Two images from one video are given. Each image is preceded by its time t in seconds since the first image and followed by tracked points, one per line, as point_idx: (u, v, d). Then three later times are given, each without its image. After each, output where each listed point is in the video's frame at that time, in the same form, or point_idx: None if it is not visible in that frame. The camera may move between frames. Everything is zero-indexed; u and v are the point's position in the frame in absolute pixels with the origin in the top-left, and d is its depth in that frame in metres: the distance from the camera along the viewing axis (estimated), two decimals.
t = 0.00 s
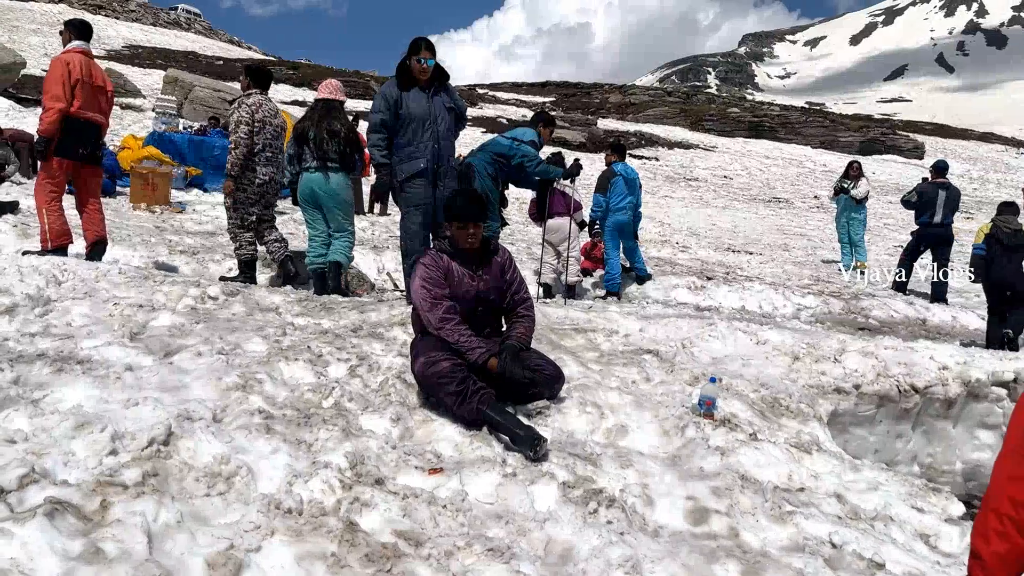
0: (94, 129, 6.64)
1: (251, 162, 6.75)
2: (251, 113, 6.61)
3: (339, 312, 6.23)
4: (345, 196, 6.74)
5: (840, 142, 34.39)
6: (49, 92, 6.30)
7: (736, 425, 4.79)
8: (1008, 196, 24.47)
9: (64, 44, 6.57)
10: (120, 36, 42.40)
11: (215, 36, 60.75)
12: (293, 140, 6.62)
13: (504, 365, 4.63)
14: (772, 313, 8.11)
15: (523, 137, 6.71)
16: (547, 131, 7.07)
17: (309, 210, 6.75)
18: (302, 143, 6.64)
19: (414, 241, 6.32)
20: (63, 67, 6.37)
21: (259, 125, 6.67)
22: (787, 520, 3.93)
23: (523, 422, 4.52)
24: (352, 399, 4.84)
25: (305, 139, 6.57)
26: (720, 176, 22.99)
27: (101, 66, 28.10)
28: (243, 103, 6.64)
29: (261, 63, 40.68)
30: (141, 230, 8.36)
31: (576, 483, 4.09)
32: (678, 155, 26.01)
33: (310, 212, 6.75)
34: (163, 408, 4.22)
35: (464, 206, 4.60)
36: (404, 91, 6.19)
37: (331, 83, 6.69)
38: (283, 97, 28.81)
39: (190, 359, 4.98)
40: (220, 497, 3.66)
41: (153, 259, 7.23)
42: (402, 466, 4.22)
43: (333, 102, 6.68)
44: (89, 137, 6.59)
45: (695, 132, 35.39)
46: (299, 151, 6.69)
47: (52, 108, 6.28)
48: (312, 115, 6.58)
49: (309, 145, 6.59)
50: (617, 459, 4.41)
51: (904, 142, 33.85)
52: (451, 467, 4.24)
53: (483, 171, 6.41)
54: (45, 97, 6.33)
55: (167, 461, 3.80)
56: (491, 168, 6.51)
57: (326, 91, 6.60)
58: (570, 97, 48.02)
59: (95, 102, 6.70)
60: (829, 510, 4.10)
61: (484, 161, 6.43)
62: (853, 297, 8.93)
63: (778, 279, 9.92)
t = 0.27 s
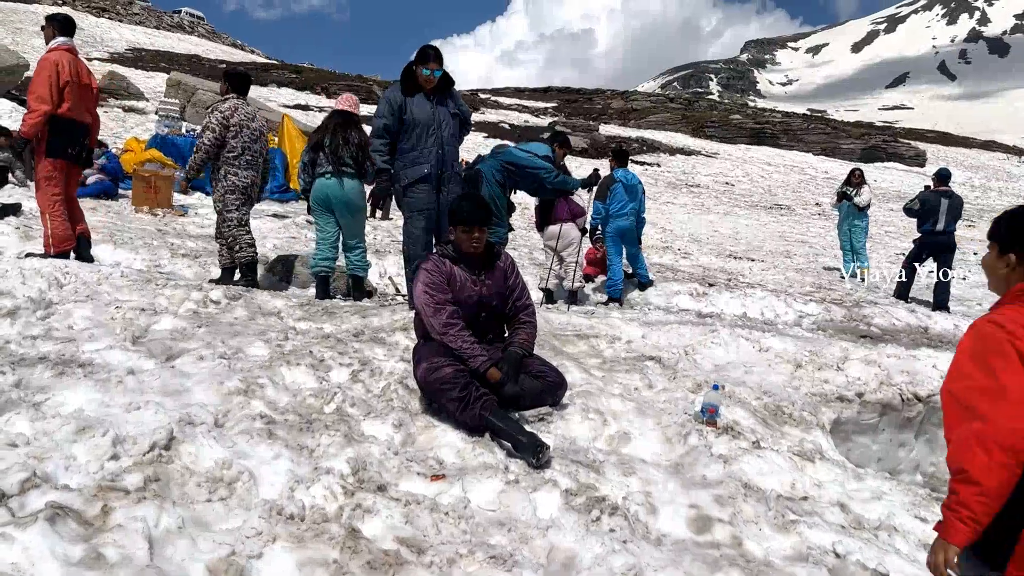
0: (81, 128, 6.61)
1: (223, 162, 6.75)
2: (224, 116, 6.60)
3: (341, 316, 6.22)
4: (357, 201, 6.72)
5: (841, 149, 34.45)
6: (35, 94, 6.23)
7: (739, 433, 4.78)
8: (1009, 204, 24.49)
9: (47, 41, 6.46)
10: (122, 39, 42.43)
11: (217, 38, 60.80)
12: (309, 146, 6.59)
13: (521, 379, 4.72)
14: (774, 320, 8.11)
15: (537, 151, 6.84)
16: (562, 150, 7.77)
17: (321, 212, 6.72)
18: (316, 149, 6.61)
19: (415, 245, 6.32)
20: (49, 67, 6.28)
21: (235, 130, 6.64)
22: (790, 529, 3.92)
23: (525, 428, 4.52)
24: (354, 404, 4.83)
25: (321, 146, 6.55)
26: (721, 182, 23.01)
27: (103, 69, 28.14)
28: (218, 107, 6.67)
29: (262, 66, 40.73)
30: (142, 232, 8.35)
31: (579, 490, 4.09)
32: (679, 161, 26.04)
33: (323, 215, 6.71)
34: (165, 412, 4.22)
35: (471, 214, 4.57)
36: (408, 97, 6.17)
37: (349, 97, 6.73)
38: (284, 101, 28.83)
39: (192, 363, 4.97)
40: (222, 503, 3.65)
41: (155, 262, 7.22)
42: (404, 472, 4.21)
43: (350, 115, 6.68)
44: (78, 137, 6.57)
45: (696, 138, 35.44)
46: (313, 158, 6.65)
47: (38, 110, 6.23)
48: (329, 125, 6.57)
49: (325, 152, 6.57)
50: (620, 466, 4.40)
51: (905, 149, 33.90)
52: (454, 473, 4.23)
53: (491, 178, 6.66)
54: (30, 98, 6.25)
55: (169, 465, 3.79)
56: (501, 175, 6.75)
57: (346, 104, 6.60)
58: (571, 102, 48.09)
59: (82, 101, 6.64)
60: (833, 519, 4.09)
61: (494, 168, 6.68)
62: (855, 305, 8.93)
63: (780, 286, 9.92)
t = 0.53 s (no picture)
0: (53, 167, 6.60)
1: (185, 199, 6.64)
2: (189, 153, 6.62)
3: (328, 356, 6.16)
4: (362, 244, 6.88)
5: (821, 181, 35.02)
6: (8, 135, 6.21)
7: (731, 469, 4.75)
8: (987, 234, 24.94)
9: (13, 83, 6.45)
10: (107, 80, 42.59)
11: (202, 79, 61.22)
12: (323, 188, 6.76)
13: (508, 418, 4.63)
14: (762, 353, 8.12)
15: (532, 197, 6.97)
16: (557, 194, 7.90)
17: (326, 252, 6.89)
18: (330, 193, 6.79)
19: (402, 284, 6.29)
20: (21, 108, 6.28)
21: (198, 167, 6.64)
22: (787, 567, 3.86)
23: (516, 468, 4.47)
24: (342, 447, 4.76)
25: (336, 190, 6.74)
26: (705, 215, 23.27)
27: (88, 111, 28.20)
28: (183, 145, 6.66)
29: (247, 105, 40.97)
30: (126, 274, 8.27)
31: (572, 531, 4.02)
32: (663, 195, 26.35)
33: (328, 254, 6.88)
34: (149, 459, 4.13)
35: (466, 253, 4.58)
36: (400, 137, 6.20)
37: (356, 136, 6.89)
38: (269, 140, 28.96)
39: (176, 408, 4.89)
40: (207, 552, 3.56)
41: (139, 303, 7.14)
42: (394, 516, 4.13)
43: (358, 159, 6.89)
44: (50, 176, 6.56)
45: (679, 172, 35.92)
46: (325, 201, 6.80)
47: (14, 152, 6.21)
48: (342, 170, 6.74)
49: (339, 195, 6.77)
50: (613, 505, 4.34)
51: (883, 180, 34.53)
52: (444, 516, 4.16)
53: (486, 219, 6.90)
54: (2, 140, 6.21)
55: (153, 514, 3.70)
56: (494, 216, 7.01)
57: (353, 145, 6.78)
58: (554, 138, 48.70)
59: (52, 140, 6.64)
60: (829, 555, 4.04)
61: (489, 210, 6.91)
62: (841, 337, 8.98)
63: (767, 319, 9.97)
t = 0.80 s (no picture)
0: None
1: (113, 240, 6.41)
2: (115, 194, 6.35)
3: (296, 400, 6.01)
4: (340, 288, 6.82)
5: (787, 224, 35.88)
6: None
7: (707, 513, 4.70)
8: (948, 275, 25.64)
9: None
10: (75, 123, 42.29)
11: (173, 122, 61.12)
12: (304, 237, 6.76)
13: (446, 428, 4.48)
14: (734, 394, 8.15)
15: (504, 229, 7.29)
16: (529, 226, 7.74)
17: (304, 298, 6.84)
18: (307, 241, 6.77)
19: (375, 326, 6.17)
20: None
21: (126, 207, 6.41)
22: None
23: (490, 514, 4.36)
24: (310, 494, 4.62)
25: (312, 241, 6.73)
26: (674, 258, 23.59)
27: (55, 155, 27.90)
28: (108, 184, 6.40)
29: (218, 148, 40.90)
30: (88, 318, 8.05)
31: None
32: (633, 238, 26.70)
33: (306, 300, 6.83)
34: (107, 509, 3.96)
35: (439, 301, 4.51)
36: (381, 181, 6.23)
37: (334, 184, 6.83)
38: (239, 183, 28.85)
39: (137, 456, 4.72)
40: None
41: (100, 348, 6.94)
42: (363, 567, 3.98)
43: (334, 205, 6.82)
44: None
45: (649, 215, 36.49)
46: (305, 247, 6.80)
47: None
48: (324, 215, 6.75)
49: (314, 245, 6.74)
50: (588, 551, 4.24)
51: (847, 223, 35.47)
52: (414, 566, 4.02)
53: (465, 257, 7.08)
54: None
55: (109, 568, 3.53)
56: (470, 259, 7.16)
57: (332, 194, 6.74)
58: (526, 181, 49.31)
59: None
60: None
61: (466, 248, 7.12)
62: (811, 378, 9.07)
63: (738, 361, 10.03)
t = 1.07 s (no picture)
0: None
1: (38, 242, 6.14)
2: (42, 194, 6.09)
3: (252, 413, 5.86)
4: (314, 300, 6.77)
5: (756, 253, 36.44)
6: None
7: (664, 538, 4.64)
8: (910, 310, 26.22)
9: None
10: (45, 126, 41.60)
11: (147, 129, 60.46)
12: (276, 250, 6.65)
13: (322, 387, 4.41)
14: (697, 419, 8.15)
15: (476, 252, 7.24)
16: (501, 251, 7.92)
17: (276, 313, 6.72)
18: (275, 253, 6.66)
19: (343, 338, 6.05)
20: None
21: (53, 207, 6.14)
22: None
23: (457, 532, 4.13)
24: (260, 509, 4.47)
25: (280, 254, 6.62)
26: (644, 282, 23.77)
27: (20, 155, 27.33)
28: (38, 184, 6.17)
29: (191, 157, 40.44)
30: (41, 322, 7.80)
31: None
32: (604, 261, 26.86)
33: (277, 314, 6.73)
34: (45, 519, 3.79)
35: (405, 322, 4.31)
36: (362, 194, 6.10)
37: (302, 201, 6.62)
38: (209, 191, 28.54)
39: (81, 465, 4.54)
40: None
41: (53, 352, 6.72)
42: None
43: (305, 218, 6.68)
44: None
45: (621, 240, 36.73)
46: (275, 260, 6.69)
47: None
48: (295, 230, 6.68)
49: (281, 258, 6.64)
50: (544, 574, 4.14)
51: (814, 256, 36.15)
52: None
53: (433, 273, 6.95)
54: None
55: None
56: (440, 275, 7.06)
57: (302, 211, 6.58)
58: (501, 202, 49.53)
59: None
60: None
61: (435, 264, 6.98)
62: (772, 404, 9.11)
63: (702, 386, 10.07)
